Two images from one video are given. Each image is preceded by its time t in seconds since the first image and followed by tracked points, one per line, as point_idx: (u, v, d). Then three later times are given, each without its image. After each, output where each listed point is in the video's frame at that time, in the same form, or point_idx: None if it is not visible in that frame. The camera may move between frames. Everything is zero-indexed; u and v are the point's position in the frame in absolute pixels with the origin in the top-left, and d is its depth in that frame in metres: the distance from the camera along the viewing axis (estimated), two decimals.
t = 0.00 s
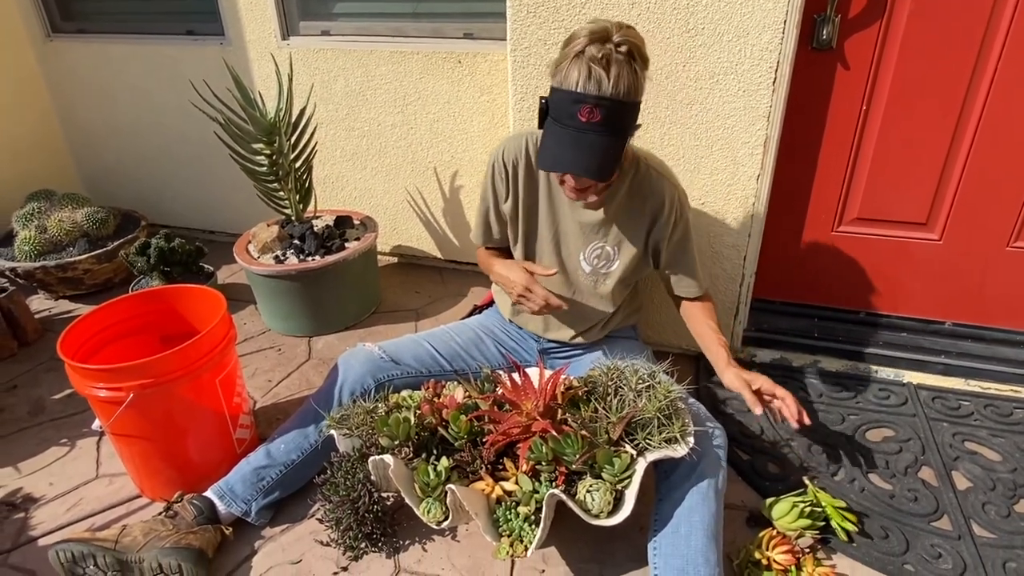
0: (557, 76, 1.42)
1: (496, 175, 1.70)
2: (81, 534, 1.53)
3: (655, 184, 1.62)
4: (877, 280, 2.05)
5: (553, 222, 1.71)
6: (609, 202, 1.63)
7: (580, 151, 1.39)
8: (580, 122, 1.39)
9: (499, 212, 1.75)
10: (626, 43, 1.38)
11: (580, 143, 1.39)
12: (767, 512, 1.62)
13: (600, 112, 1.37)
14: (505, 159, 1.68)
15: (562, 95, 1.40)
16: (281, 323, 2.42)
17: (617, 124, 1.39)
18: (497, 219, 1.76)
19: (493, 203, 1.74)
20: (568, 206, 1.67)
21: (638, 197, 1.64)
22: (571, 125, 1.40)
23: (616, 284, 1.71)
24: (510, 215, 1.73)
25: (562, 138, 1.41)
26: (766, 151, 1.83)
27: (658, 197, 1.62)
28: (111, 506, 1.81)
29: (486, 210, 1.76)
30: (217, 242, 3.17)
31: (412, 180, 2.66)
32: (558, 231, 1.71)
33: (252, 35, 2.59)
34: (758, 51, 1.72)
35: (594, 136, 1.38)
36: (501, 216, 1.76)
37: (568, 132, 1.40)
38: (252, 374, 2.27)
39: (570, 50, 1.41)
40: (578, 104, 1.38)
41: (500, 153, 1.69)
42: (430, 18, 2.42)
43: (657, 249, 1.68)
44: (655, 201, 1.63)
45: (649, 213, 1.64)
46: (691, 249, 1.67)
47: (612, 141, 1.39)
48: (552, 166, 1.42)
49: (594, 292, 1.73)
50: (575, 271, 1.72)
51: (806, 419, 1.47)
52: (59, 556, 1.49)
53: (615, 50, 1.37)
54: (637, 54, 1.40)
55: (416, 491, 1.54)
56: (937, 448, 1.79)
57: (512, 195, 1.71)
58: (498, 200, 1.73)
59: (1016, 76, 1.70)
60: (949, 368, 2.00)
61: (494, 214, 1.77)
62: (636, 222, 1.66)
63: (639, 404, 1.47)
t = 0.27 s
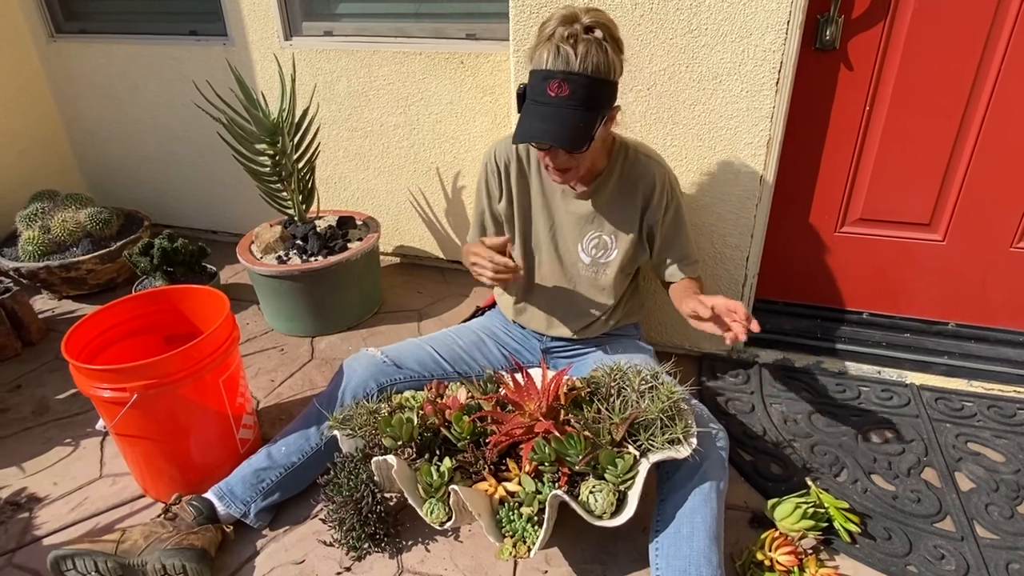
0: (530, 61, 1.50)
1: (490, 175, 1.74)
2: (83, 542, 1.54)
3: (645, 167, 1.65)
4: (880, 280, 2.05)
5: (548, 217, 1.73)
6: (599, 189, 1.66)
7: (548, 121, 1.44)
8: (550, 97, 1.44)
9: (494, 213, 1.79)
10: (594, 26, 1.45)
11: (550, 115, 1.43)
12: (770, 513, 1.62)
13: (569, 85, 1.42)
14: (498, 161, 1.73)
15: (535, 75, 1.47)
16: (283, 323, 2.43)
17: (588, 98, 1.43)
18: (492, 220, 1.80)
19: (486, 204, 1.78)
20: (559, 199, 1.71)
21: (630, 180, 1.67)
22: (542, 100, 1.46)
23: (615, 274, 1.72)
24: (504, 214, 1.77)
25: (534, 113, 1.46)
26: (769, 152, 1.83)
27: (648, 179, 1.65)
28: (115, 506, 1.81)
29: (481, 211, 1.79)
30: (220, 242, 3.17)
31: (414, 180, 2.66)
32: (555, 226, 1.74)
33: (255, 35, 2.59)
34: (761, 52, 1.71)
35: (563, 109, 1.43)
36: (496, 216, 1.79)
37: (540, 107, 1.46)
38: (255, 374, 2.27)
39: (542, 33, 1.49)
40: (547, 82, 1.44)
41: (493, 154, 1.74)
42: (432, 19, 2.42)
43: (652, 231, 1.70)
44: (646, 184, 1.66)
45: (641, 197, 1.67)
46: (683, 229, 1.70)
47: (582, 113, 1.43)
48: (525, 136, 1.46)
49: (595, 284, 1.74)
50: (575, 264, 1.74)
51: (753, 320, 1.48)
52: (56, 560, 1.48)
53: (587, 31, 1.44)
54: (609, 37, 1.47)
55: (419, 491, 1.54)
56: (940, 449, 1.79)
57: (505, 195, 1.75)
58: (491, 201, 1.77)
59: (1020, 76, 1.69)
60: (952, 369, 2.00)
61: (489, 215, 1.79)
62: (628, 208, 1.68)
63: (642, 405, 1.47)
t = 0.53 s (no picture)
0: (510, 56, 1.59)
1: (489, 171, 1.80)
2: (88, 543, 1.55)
3: (638, 160, 1.68)
4: (882, 283, 2.05)
5: (546, 214, 1.77)
6: (594, 180, 1.70)
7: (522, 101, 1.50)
8: (523, 83, 1.51)
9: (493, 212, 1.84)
10: (569, 16, 1.52)
11: (524, 98, 1.50)
12: (773, 515, 1.63)
13: (539, 69, 1.49)
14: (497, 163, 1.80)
15: (513, 66, 1.55)
16: (287, 324, 2.43)
17: (559, 79, 1.48)
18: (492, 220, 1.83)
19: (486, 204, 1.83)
20: (556, 196, 1.76)
21: (625, 172, 1.70)
22: (517, 86, 1.53)
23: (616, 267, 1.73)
24: (501, 213, 1.81)
25: (511, 99, 1.53)
26: (772, 155, 1.83)
27: (642, 170, 1.68)
28: (119, 507, 1.82)
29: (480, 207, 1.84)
30: (223, 243, 3.18)
31: (417, 182, 2.66)
32: (553, 222, 1.77)
33: (259, 37, 2.60)
34: (763, 55, 1.72)
35: (536, 91, 1.49)
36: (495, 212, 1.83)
37: (516, 94, 1.52)
38: (258, 375, 2.28)
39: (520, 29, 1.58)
40: (520, 69, 1.52)
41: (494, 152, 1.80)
42: (435, 21, 2.43)
43: (649, 224, 1.71)
44: (639, 175, 1.68)
45: (637, 189, 1.69)
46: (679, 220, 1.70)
47: (554, 93, 1.48)
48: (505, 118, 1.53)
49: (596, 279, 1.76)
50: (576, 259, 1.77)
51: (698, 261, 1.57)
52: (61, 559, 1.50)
53: (560, 20, 1.52)
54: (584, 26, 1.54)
55: (423, 493, 1.55)
56: (942, 451, 1.79)
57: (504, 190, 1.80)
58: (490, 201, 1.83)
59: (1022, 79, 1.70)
60: (955, 372, 2.00)
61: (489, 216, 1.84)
62: (624, 201, 1.70)
63: (644, 407, 1.47)
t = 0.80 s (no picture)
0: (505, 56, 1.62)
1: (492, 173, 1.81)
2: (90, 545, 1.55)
3: (640, 158, 1.69)
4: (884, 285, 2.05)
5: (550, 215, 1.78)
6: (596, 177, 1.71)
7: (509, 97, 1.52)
8: (510, 81, 1.54)
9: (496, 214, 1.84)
10: (555, 15, 1.54)
11: (510, 96, 1.52)
12: (774, 518, 1.63)
13: (523, 67, 1.51)
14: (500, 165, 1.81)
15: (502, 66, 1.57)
16: (289, 326, 2.44)
17: (543, 74, 1.49)
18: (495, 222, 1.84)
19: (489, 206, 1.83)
20: (560, 196, 1.76)
21: (626, 170, 1.70)
22: (505, 85, 1.55)
23: (620, 266, 1.73)
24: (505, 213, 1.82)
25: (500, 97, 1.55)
26: (773, 158, 1.83)
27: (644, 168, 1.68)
28: (122, 509, 1.83)
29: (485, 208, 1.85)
30: (225, 245, 3.19)
31: (419, 184, 2.67)
32: (557, 221, 1.78)
33: (262, 40, 2.61)
34: (765, 58, 1.72)
35: (520, 88, 1.51)
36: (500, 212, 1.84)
37: (503, 92, 1.55)
38: (261, 377, 2.29)
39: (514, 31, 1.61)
40: (507, 67, 1.55)
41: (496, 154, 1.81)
42: (438, 24, 2.44)
43: (652, 221, 1.71)
44: (641, 173, 1.68)
45: (639, 188, 1.69)
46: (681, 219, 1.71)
47: (538, 88, 1.49)
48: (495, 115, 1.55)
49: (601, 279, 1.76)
50: (580, 259, 1.77)
51: (694, 263, 1.60)
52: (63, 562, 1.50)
53: (547, 19, 1.53)
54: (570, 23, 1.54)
55: (425, 495, 1.55)
56: (944, 454, 1.79)
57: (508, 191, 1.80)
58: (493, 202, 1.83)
59: None
60: (956, 375, 2.00)
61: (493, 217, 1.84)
62: (627, 199, 1.71)
63: (646, 410, 1.48)
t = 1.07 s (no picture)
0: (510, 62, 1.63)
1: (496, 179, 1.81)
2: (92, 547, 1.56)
3: (644, 163, 1.69)
4: (885, 290, 2.06)
5: (553, 219, 1.79)
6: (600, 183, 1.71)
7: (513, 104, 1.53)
8: (514, 86, 1.54)
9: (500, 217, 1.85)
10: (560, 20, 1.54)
11: (514, 101, 1.53)
12: (775, 522, 1.63)
13: (527, 72, 1.52)
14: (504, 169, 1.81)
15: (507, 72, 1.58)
16: (291, 329, 2.44)
17: (546, 80, 1.49)
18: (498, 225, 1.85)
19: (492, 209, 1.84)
20: (563, 200, 1.77)
21: (629, 175, 1.70)
22: (510, 90, 1.55)
23: (622, 270, 1.74)
24: (508, 219, 1.83)
25: (504, 102, 1.56)
26: (774, 163, 1.84)
27: (647, 173, 1.69)
28: (124, 511, 1.83)
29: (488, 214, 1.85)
30: (227, 248, 3.20)
31: (421, 188, 2.68)
32: (560, 225, 1.79)
33: (264, 44, 2.62)
34: (765, 64, 1.73)
35: (524, 93, 1.51)
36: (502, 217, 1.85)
37: (508, 98, 1.55)
38: (262, 380, 2.29)
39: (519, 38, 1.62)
40: (510, 73, 1.55)
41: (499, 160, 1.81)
42: (440, 29, 2.44)
43: (654, 226, 1.71)
44: (644, 178, 1.69)
45: (641, 192, 1.69)
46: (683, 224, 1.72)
47: (542, 93, 1.49)
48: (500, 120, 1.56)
49: (602, 283, 1.77)
50: (582, 263, 1.77)
51: (694, 269, 1.60)
52: (65, 565, 1.51)
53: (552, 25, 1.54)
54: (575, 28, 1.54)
55: (426, 499, 1.55)
56: (945, 458, 1.79)
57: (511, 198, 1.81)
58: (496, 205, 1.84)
59: None
60: (957, 379, 2.01)
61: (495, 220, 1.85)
62: (630, 204, 1.71)
63: (647, 414, 1.48)
